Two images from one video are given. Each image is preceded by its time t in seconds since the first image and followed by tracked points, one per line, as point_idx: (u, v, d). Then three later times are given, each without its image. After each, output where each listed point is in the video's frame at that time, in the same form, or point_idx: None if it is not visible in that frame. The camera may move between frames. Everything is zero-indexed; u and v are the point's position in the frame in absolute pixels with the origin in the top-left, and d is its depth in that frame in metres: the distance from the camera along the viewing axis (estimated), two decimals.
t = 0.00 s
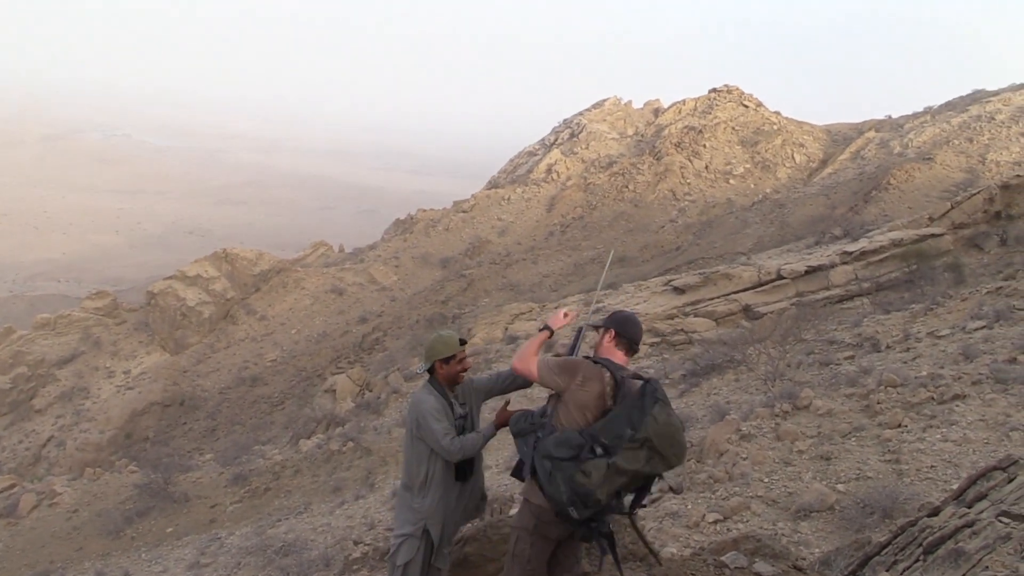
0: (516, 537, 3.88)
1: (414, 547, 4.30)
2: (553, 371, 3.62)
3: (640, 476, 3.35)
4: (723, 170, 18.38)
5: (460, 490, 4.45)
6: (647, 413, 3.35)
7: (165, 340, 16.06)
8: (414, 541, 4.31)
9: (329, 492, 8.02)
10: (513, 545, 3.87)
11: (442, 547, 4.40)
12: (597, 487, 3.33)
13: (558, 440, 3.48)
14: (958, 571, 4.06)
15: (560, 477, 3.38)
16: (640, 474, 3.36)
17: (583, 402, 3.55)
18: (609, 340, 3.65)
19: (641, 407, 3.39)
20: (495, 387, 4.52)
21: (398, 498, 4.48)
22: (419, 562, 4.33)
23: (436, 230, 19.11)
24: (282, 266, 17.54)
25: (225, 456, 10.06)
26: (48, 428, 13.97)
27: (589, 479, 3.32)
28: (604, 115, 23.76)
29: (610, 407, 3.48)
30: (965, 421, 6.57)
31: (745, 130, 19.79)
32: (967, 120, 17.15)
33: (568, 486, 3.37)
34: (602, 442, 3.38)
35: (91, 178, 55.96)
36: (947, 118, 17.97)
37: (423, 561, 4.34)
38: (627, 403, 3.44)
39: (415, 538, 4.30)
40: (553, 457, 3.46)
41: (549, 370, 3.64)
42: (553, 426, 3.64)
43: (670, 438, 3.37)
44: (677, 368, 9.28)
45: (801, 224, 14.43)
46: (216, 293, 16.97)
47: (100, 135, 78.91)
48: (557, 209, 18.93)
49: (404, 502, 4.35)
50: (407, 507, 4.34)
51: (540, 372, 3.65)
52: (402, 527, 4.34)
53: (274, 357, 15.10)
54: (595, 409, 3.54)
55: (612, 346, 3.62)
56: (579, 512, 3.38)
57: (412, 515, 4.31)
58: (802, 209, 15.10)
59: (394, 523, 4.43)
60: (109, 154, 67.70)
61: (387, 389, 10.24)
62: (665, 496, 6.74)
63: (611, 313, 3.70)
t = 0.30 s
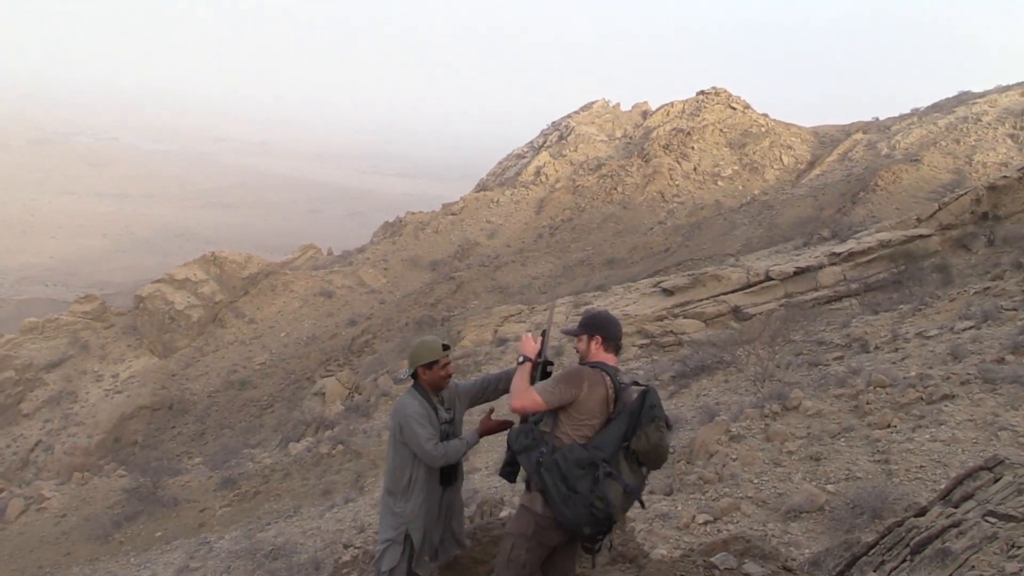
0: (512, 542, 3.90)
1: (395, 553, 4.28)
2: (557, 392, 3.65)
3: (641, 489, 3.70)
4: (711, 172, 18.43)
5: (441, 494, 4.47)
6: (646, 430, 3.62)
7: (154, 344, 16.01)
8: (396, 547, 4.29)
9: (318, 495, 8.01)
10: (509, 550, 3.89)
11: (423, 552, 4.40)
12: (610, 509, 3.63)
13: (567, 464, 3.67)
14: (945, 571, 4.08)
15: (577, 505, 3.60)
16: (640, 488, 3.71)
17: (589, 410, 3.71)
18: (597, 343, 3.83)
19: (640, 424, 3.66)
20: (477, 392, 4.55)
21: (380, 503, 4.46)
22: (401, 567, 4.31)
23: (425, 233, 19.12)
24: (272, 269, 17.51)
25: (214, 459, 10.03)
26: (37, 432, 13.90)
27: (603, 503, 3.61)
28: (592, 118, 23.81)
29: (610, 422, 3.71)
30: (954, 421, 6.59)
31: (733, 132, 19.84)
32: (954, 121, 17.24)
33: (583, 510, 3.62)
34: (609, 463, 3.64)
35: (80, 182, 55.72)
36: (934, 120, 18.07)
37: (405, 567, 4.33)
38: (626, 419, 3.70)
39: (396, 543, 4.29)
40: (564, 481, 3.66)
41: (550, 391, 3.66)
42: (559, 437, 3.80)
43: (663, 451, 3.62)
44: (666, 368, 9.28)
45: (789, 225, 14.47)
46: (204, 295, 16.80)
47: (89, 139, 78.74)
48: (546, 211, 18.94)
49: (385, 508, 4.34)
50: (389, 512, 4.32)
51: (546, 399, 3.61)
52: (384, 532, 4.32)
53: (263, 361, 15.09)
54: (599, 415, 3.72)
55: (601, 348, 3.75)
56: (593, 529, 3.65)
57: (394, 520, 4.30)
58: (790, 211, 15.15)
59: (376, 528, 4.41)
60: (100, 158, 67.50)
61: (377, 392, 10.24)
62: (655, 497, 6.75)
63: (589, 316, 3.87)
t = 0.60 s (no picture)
0: (509, 549, 3.98)
1: (389, 551, 4.29)
2: (555, 401, 3.74)
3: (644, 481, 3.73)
4: (701, 171, 18.45)
5: (433, 493, 4.49)
6: (639, 422, 3.64)
7: (144, 344, 15.98)
8: (389, 545, 4.30)
9: (309, 494, 8.01)
10: (508, 558, 3.96)
11: (415, 551, 4.41)
12: (615, 508, 3.67)
13: (567, 470, 3.73)
14: (935, 567, 4.10)
15: (580, 509, 3.66)
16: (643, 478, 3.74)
17: (585, 411, 3.82)
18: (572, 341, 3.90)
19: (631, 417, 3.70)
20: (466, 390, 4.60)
21: (371, 502, 4.46)
22: (394, 565, 4.32)
23: (415, 232, 19.12)
24: (262, 269, 17.49)
25: (204, 459, 10.02)
26: (27, 433, 13.86)
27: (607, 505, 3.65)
28: (581, 116, 23.83)
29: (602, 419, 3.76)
30: (943, 418, 6.60)
31: (723, 131, 19.84)
32: (942, 119, 17.29)
33: (588, 513, 3.68)
34: (607, 462, 3.69)
35: (72, 181, 55.50)
36: (922, 118, 18.11)
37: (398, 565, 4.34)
38: (617, 415, 3.74)
39: (390, 542, 4.30)
40: (566, 487, 3.71)
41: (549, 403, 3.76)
42: (554, 442, 3.87)
43: (663, 436, 3.64)
44: (656, 367, 9.29)
45: (779, 224, 14.48)
46: (194, 295, 16.80)
47: (78, 138, 78.48)
48: (536, 210, 18.95)
49: (378, 507, 4.35)
50: (383, 511, 4.33)
51: (549, 413, 3.72)
52: (377, 531, 4.33)
53: (253, 360, 15.09)
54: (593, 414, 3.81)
55: (574, 345, 3.81)
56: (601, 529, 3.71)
57: (387, 519, 4.31)
58: (780, 209, 15.17)
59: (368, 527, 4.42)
60: (91, 157, 67.26)
61: (367, 392, 10.24)
62: (646, 495, 6.77)
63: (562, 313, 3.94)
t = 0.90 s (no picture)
0: (503, 545, 3.96)
1: (390, 540, 4.32)
2: (549, 399, 3.75)
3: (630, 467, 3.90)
4: (697, 162, 18.44)
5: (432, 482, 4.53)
6: (626, 412, 3.79)
7: (140, 337, 15.98)
8: (390, 535, 4.33)
9: (305, 486, 8.02)
10: (503, 553, 3.94)
11: (415, 539, 4.45)
12: (611, 496, 3.79)
13: (564, 466, 3.74)
14: (932, 556, 4.17)
15: (583, 503, 3.70)
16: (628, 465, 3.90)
17: (573, 405, 3.84)
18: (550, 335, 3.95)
19: (617, 406, 3.82)
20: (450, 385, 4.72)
21: (369, 492, 4.46)
22: (396, 554, 4.35)
23: (410, 224, 19.11)
24: (258, 261, 17.48)
25: (200, 452, 10.03)
26: (23, 425, 13.85)
27: (605, 496, 3.75)
28: (577, 108, 23.82)
29: (590, 411, 3.82)
30: (939, 410, 6.61)
31: (719, 122, 19.84)
32: (938, 111, 17.29)
33: (588, 507, 3.74)
34: (599, 453, 3.78)
35: (67, 174, 55.36)
36: (918, 109, 18.12)
37: (399, 554, 4.37)
38: (603, 405, 3.84)
39: (390, 532, 4.33)
40: (565, 484, 3.73)
41: (542, 401, 3.75)
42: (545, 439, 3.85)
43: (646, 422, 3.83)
44: (651, 359, 9.30)
45: (774, 215, 14.48)
46: (189, 287, 16.80)
47: (72, 130, 78.27)
48: (531, 201, 18.94)
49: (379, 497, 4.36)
50: (383, 501, 4.35)
51: (547, 414, 3.72)
52: (378, 520, 4.35)
53: (249, 353, 15.11)
54: (580, 407, 3.86)
55: (555, 339, 3.85)
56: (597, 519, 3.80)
57: (388, 509, 4.33)
58: (775, 200, 15.17)
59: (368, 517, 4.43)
60: (87, 150, 67.12)
61: (363, 384, 10.25)
62: (642, 487, 6.79)
63: (537, 307, 3.95)
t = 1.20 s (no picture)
0: (510, 535, 3.99)
1: (394, 528, 4.36)
2: (549, 389, 3.79)
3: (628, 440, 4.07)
4: (701, 150, 18.42)
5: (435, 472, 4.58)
6: (620, 388, 3.93)
7: (144, 324, 16.01)
8: (394, 523, 4.37)
9: (309, 473, 8.04)
10: (512, 544, 3.98)
11: (419, 529, 4.49)
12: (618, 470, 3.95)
13: (574, 452, 3.83)
14: (937, 545, 4.16)
15: (597, 485, 3.83)
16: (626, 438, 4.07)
17: (570, 390, 3.89)
18: (534, 323, 3.99)
19: (612, 384, 3.94)
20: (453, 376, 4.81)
21: (374, 481, 4.50)
22: (399, 543, 4.39)
23: (414, 212, 19.11)
24: (261, 248, 17.47)
25: (204, 438, 10.05)
26: (27, 412, 13.87)
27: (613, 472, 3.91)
28: (581, 95, 23.79)
29: (587, 393, 3.92)
30: (943, 398, 6.59)
31: (723, 110, 19.79)
32: (944, 99, 17.23)
33: (601, 487, 3.88)
34: (602, 433, 3.90)
35: (69, 161, 55.34)
36: (924, 97, 18.05)
37: (402, 542, 4.41)
38: (598, 385, 3.93)
39: (394, 520, 4.36)
40: (577, 469, 3.84)
41: (541, 393, 3.79)
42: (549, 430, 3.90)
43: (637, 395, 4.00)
44: (655, 346, 9.28)
45: (779, 202, 14.45)
46: (193, 274, 16.76)
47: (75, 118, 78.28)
48: (535, 188, 18.93)
49: (383, 485, 4.40)
50: (388, 490, 4.38)
51: (548, 407, 3.77)
52: (382, 508, 4.38)
53: (253, 340, 15.15)
54: (576, 389, 3.90)
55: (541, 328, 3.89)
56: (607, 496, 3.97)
57: (392, 498, 4.36)
58: (780, 188, 15.15)
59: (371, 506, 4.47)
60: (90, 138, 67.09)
61: (366, 371, 10.27)
62: (646, 474, 6.78)
63: (518, 297, 3.98)
